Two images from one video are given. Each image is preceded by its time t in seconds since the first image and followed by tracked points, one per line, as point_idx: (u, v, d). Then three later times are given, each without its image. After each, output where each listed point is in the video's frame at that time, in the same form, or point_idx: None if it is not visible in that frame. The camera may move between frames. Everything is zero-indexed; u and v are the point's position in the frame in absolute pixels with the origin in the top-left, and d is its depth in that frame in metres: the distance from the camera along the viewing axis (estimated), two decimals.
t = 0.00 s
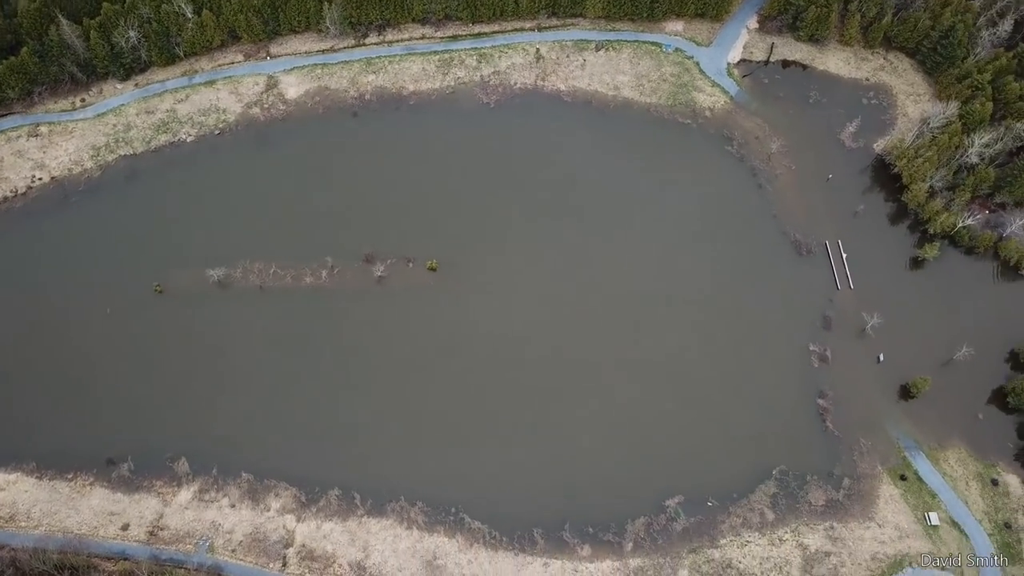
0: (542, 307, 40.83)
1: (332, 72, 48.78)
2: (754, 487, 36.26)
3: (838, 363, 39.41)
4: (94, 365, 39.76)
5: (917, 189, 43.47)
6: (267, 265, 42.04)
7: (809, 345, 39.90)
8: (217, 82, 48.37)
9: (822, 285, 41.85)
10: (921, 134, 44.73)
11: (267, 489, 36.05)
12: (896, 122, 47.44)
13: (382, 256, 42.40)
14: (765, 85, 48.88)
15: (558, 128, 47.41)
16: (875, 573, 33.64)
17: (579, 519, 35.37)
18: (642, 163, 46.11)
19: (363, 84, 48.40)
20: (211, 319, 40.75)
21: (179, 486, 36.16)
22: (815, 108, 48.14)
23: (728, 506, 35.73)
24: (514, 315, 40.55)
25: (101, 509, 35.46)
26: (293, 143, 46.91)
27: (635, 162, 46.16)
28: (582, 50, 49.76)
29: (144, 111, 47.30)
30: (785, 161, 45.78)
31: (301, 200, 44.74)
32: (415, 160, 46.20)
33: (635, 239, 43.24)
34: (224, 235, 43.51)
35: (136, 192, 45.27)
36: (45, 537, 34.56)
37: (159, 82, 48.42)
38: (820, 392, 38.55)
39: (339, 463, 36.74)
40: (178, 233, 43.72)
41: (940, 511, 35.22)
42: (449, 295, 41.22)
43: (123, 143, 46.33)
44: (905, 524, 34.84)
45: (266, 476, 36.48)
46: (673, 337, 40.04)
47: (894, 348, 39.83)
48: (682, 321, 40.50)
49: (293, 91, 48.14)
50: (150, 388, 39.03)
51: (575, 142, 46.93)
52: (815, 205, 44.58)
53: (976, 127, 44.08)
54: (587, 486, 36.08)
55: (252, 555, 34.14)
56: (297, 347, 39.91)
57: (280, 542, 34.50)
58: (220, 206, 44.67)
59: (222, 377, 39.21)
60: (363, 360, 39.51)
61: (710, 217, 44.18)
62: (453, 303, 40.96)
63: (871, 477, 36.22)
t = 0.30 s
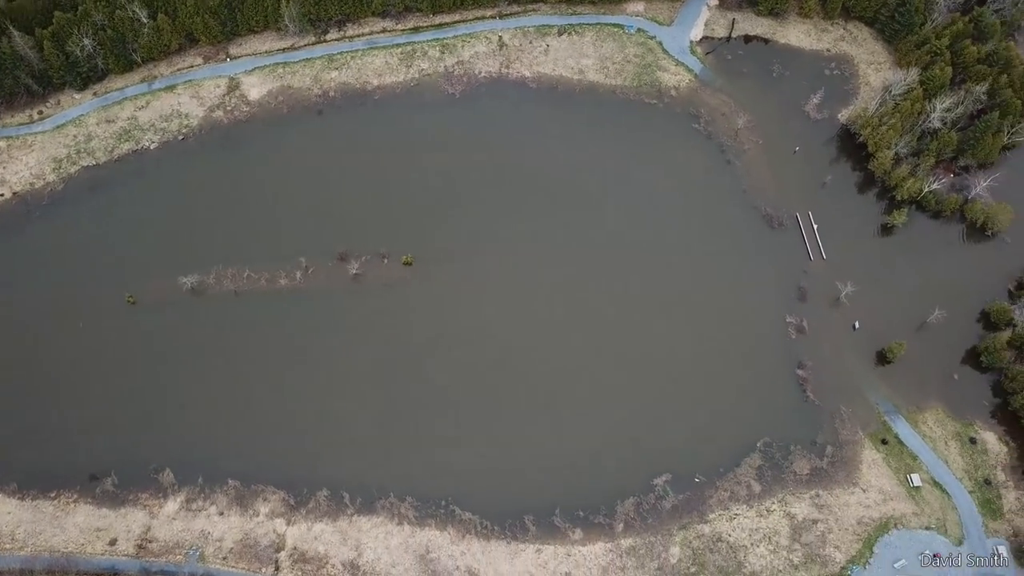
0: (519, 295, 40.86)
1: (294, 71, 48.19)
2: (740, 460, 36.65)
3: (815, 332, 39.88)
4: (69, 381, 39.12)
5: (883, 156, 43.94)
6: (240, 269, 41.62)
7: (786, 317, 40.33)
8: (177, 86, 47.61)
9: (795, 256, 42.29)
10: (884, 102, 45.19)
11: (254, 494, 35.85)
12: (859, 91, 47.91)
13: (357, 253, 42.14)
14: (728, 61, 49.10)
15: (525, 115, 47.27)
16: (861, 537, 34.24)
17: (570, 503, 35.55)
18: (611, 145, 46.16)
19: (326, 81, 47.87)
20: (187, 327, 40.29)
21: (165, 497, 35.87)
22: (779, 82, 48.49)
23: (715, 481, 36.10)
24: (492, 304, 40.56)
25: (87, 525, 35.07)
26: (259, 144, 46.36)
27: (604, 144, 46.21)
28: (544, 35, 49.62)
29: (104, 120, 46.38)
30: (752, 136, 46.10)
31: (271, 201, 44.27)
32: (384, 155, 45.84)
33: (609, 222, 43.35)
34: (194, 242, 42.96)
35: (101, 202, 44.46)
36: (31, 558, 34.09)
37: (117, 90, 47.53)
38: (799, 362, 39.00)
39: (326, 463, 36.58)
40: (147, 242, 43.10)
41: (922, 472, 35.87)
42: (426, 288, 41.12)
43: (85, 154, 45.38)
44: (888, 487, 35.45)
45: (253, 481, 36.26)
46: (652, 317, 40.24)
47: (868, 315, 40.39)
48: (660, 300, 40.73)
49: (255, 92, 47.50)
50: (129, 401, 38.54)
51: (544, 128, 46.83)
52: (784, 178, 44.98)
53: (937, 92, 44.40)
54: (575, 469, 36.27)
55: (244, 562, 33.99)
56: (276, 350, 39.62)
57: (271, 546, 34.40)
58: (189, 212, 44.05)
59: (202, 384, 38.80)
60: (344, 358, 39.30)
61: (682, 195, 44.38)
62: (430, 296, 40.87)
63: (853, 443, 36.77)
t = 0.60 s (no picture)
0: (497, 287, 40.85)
1: (256, 75, 47.55)
2: (725, 438, 36.97)
3: (791, 307, 40.30)
4: (45, 403, 38.40)
5: (847, 129, 44.41)
6: (214, 279, 41.13)
7: (761, 294, 40.69)
8: (137, 97, 46.76)
9: (767, 233, 42.65)
10: (844, 75, 45.62)
11: (242, 505, 35.59)
12: (821, 66, 48.31)
13: (331, 256, 41.84)
14: (690, 43, 49.26)
15: (492, 107, 47.10)
16: (847, 506, 34.74)
17: (559, 492, 35.67)
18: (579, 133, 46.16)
19: (289, 83, 47.30)
20: (163, 341, 39.77)
21: (152, 513, 35.50)
22: (741, 61, 48.76)
23: (702, 460, 36.40)
24: (470, 299, 40.52)
25: (74, 547, 34.60)
26: (224, 151, 45.72)
27: (572, 132, 46.20)
28: (506, 26, 49.43)
29: (64, 135, 45.32)
30: (718, 116, 46.37)
31: (240, 209, 43.76)
32: (351, 155, 45.45)
33: (582, 209, 43.40)
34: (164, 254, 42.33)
35: (66, 220, 43.58)
36: None
37: (76, 103, 46.50)
38: (777, 337, 39.39)
39: (313, 468, 36.38)
40: (117, 257, 42.39)
41: (903, 438, 36.43)
42: (402, 286, 40.96)
43: (47, 170, 44.33)
44: (871, 455, 35.99)
45: (240, 491, 35.98)
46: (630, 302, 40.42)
47: (842, 286, 40.89)
48: (636, 284, 40.92)
49: (217, 98, 46.81)
50: (109, 419, 37.96)
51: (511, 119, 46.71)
52: (752, 156, 45.31)
53: (896, 63, 45.16)
54: (563, 457, 36.40)
55: (236, 573, 33.80)
56: (255, 357, 39.28)
57: (262, 555, 34.22)
58: (157, 225, 43.40)
59: (182, 398, 38.34)
60: (324, 362, 39.05)
61: (652, 178, 44.53)
62: (407, 294, 40.73)
63: (835, 414, 37.23)
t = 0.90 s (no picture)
0: (473, 288, 40.80)
1: (217, 89, 46.96)
2: (709, 423, 37.24)
3: (765, 289, 40.70)
4: (22, 434, 37.73)
5: (810, 110, 44.92)
6: (187, 297, 40.65)
7: (736, 278, 41.03)
8: (97, 117, 45.98)
9: (738, 217, 43.03)
10: (804, 57, 46.12)
11: (230, 523, 35.26)
12: (780, 49, 48.79)
13: (304, 266, 41.54)
14: (650, 33, 49.52)
15: (457, 108, 47.01)
16: (833, 482, 35.18)
17: (548, 488, 35.72)
18: (546, 129, 46.22)
19: (251, 95, 46.81)
20: (139, 363, 39.25)
21: (138, 537, 35.08)
22: (702, 48, 49.11)
23: (688, 447, 36.64)
24: (447, 301, 40.44)
25: None
26: (189, 167, 45.17)
27: (539, 128, 46.24)
28: (466, 26, 49.31)
29: (24, 160, 44.44)
30: (683, 105, 46.67)
31: (210, 224, 43.26)
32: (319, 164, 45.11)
33: (553, 204, 43.48)
34: (135, 275, 41.74)
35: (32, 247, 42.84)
36: None
37: (34, 127, 45.56)
38: (754, 320, 39.75)
39: (300, 481, 36.12)
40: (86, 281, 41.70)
41: (883, 412, 36.95)
42: (378, 292, 40.78)
43: (9, 198, 43.48)
44: (852, 430, 36.47)
45: (228, 509, 35.64)
46: (607, 294, 40.59)
47: (814, 266, 41.38)
48: (612, 276, 41.10)
49: (179, 114, 46.20)
50: (88, 446, 37.41)
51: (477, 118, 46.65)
52: (718, 142, 45.68)
53: (853, 42, 45.75)
54: (549, 453, 36.47)
55: None
56: (234, 373, 38.90)
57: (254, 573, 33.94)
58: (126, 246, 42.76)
59: (162, 419, 37.88)
60: (304, 373, 38.77)
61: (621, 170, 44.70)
62: (384, 300, 40.55)
63: (815, 393, 37.65)
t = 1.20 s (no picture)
0: (448, 294, 40.73)
1: (175, 111, 46.33)
2: (691, 412, 37.48)
3: (737, 276, 41.07)
4: None
5: (769, 96, 45.45)
6: (158, 323, 40.04)
7: (708, 267, 41.34)
8: (54, 147, 45.06)
9: (705, 206, 43.39)
10: (759, 44, 46.67)
11: (218, 549, 34.78)
12: (736, 38, 49.34)
13: (276, 284, 41.17)
14: (606, 29, 49.80)
15: (419, 115, 46.88)
16: (816, 462, 35.56)
17: (536, 488, 35.70)
18: (510, 130, 46.27)
19: (210, 115, 46.27)
20: (114, 393, 38.57)
21: (125, 570, 34.45)
22: (658, 41, 49.46)
23: (672, 437, 36.83)
24: (422, 309, 40.31)
25: None
26: (152, 191, 44.50)
27: (503, 130, 46.27)
28: (423, 32, 49.21)
29: None
30: (643, 98, 46.99)
31: (177, 248, 42.65)
32: (284, 180, 44.74)
33: (522, 205, 43.54)
34: (103, 305, 40.98)
35: None
36: None
37: None
38: (728, 307, 40.09)
39: (286, 501, 35.74)
40: (53, 314, 40.81)
41: (860, 388, 37.45)
42: (352, 305, 40.51)
43: None
44: (832, 409, 36.92)
45: (214, 535, 35.14)
46: (582, 291, 40.72)
47: (783, 250, 41.85)
48: (585, 273, 41.25)
49: (138, 139, 45.50)
50: (67, 481, 36.65)
51: (441, 125, 46.55)
52: (681, 133, 46.04)
53: (806, 27, 46.36)
54: (535, 453, 36.48)
55: None
56: (211, 397, 38.37)
57: None
58: (92, 275, 41.97)
59: (141, 449, 37.26)
60: (283, 391, 38.38)
61: (587, 166, 44.87)
62: (359, 312, 40.29)
63: (793, 375, 38.06)
